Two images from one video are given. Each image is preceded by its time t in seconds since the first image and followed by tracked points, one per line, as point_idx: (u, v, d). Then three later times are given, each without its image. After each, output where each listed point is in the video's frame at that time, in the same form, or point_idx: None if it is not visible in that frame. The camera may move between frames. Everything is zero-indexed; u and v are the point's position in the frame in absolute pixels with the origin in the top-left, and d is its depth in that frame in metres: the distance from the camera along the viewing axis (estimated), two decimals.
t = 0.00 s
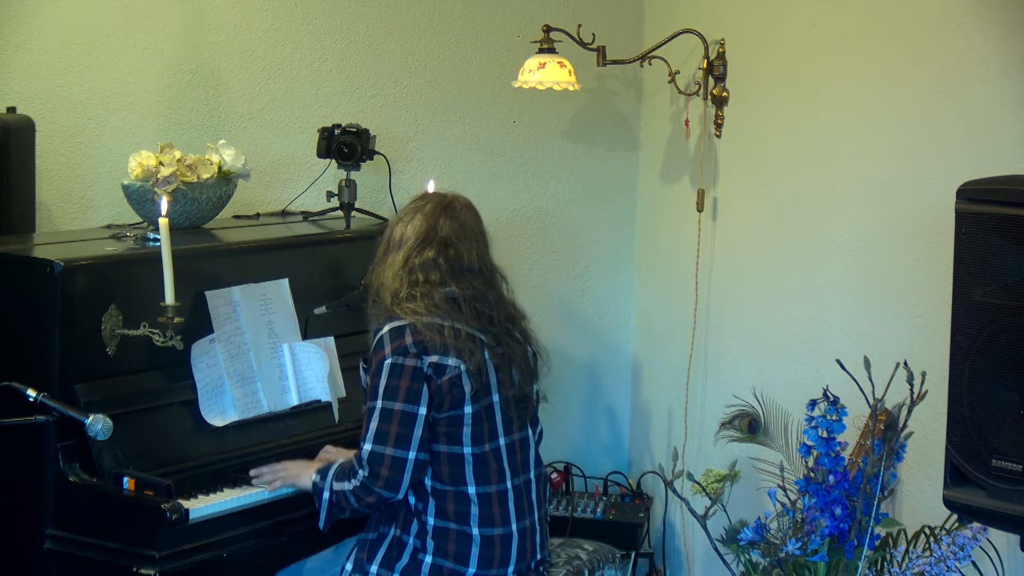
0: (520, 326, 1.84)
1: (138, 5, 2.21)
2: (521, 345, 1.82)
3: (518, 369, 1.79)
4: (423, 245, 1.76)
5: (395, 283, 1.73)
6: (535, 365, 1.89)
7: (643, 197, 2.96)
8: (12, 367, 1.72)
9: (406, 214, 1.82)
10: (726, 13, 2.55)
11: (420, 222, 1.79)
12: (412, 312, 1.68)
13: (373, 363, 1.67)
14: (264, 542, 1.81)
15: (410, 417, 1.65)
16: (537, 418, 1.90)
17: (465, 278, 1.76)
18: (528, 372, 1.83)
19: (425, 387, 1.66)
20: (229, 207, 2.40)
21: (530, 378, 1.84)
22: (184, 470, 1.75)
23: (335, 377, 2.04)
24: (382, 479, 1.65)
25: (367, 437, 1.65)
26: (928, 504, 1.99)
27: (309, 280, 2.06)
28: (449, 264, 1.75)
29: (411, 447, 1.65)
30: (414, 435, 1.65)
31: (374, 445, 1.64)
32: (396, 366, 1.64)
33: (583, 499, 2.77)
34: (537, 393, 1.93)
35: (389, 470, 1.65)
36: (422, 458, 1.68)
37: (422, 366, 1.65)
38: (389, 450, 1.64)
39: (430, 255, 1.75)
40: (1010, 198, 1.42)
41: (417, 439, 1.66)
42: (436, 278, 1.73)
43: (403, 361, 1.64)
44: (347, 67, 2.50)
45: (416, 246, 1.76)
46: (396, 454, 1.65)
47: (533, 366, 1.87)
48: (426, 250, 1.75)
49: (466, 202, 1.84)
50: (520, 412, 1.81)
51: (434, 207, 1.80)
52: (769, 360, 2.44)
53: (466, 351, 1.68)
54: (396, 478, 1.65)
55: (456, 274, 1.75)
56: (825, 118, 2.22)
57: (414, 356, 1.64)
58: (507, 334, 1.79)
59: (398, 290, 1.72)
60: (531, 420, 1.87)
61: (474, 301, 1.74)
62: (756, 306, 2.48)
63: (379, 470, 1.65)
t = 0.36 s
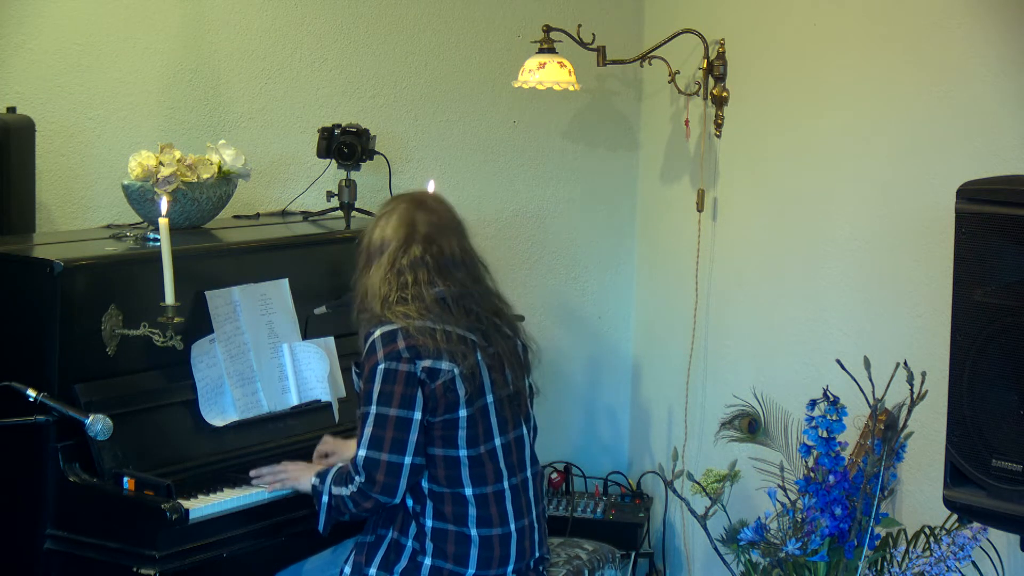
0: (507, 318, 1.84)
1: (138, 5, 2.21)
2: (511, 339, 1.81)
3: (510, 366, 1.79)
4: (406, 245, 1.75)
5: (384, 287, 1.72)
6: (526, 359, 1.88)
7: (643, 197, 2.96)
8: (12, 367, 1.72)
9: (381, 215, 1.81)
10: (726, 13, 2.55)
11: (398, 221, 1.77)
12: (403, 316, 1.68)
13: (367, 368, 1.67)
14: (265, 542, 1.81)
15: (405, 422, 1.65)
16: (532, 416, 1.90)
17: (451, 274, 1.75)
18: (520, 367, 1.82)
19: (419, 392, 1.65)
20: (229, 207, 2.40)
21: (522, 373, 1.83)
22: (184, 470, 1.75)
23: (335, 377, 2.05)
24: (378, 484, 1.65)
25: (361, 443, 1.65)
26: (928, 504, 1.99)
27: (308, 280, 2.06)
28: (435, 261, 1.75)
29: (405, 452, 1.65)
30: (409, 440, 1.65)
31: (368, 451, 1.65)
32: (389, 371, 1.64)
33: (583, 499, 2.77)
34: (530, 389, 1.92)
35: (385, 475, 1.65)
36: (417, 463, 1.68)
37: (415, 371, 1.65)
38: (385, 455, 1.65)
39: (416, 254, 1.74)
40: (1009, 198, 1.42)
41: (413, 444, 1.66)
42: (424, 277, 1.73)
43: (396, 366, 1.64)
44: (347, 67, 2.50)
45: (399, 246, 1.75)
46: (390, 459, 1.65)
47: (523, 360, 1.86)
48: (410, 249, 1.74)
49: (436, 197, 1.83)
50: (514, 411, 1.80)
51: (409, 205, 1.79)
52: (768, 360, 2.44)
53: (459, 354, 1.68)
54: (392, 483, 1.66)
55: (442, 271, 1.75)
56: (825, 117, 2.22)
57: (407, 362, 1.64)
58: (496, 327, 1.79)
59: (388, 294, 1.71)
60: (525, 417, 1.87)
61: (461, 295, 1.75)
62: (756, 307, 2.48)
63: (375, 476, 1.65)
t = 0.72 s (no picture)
0: (512, 314, 1.84)
1: (138, 5, 2.21)
2: (517, 337, 1.82)
3: (517, 369, 1.79)
4: (401, 250, 1.76)
5: (391, 297, 1.72)
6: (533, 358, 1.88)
7: (644, 197, 2.96)
8: (12, 367, 1.72)
9: (363, 232, 1.80)
10: (726, 13, 2.54)
11: (383, 228, 1.78)
12: (415, 325, 1.67)
13: (375, 376, 1.66)
14: (264, 542, 1.81)
15: (409, 433, 1.64)
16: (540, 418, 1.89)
17: (451, 270, 1.77)
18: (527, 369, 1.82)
19: (427, 403, 1.65)
20: (229, 207, 2.40)
21: (529, 374, 1.83)
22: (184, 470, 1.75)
23: (335, 377, 2.05)
24: (376, 493, 1.65)
25: (364, 450, 1.66)
26: (928, 504, 1.99)
27: (308, 280, 2.06)
28: (434, 259, 1.77)
29: (408, 462, 1.65)
30: (413, 450, 1.65)
31: (371, 459, 1.65)
32: (398, 382, 1.63)
33: (583, 499, 2.77)
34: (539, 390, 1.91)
35: (384, 485, 1.65)
36: (421, 473, 1.67)
37: (425, 382, 1.64)
38: (386, 464, 1.65)
39: (415, 256, 1.75)
40: (1009, 198, 1.42)
41: (415, 455, 1.66)
42: (428, 278, 1.74)
43: (405, 377, 1.63)
44: (347, 67, 2.50)
45: (396, 252, 1.76)
46: (392, 469, 1.65)
47: (531, 361, 1.86)
48: (407, 252, 1.76)
49: (412, 202, 1.85)
50: (524, 416, 1.80)
51: (388, 214, 1.80)
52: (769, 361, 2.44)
53: (469, 363, 1.67)
54: (390, 492, 1.65)
55: (443, 269, 1.77)
56: (825, 117, 2.22)
57: (416, 372, 1.64)
58: (501, 323, 1.79)
59: (395, 304, 1.72)
60: (534, 420, 1.86)
61: (467, 293, 1.76)
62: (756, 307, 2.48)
63: (374, 484, 1.65)
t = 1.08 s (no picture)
0: (537, 322, 1.83)
1: (138, 5, 2.21)
2: (540, 344, 1.82)
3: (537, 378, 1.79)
4: (429, 247, 1.75)
5: (415, 294, 1.72)
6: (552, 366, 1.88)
7: (644, 197, 2.96)
8: (12, 367, 1.72)
9: (397, 225, 1.80)
10: (726, 13, 2.54)
11: (415, 227, 1.77)
12: (438, 326, 1.67)
13: (392, 373, 1.66)
14: (265, 543, 1.80)
15: (420, 435, 1.64)
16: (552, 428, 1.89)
17: (479, 274, 1.76)
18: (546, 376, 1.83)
19: (442, 406, 1.65)
20: (229, 207, 2.40)
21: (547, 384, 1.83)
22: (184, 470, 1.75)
23: (335, 377, 2.04)
24: (380, 487, 1.66)
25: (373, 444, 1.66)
26: (928, 504, 1.99)
27: (308, 280, 2.06)
28: (461, 262, 1.76)
29: (415, 462, 1.65)
30: (421, 450, 1.65)
31: (377, 453, 1.65)
32: (415, 382, 1.63)
33: (583, 499, 2.77)
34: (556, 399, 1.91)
35: (389, 480, 1.65)
36: (426, 473, 1.68)
37: (443, 386, 1.64)
38: (393, 461, 1.65)
39: (442, 256, 1.74)
40: (1009, 198, 1.42)
41: (422, 455, 1.65)
42: (454, 280, 1.73)
43: (423, 378, 1.63)
44: (347, 67, 2.50)
45: (424, 250, 1.75)
46: (397, 466, 1.65)
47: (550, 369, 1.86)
48: (435, 250, 1.75)
49: (450, 199, 1.84)
50: (540, 426, 1.80)
51: (424, 210, 1.79)
52: (769, 361, 2.44)
53: (489, 370, 1.67)
54: (394, 487, 1.66)
55: (470, 272, 1.76)
56: (825, 117, 2.22)
57: (434, 375, 1.64)
58: (525, 330, 1.79)
59: (419, 301, 1.71)
60: (548, 429, 1.87)
61: (493, 297, 1.74)
62: (757, 307, 2.48)
63: (378, 478, 1.66)
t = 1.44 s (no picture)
0: (533, 324, 1.83)
1: (137, 5, 2.21)
2: (533, 347, 1.81)
3: (528, 376, 1.78)
4: (440, 239, 1.75)
5: (414, 280, 1.72)
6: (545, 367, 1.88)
7: (644, 197, 2.96)
8: (12, 367, 1.72)
9: (418, 213, 1.81)
10: (726, 13, 2.54)
11: (433, 217, 1.78)
12: (429, 314, 1.67)
13: (382, 362, 1.67)
14: (263, 543, 1.81)
15: (411, 422, 1.64)
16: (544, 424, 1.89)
17: (482, 272, 1.75)
18: (539, 375, 1.82)
19: (430, 393, 1.65)
20: (229, 208, 2.40)
21: (540, 382, 1.83)
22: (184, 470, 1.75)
23: (335, 377, 2.04)
24: (376, 478, 1.65)
25: (366, 435, 1.66)
26: (928, 504, 1.99)
27: (308, 280, 2.06)
28: (468, 259, 1.74)
29: (408, 450, 1.65)
30: (414, 438, 1.65)
31: (371, 444, 1.65)
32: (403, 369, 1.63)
33: (583, 499, 2.77)
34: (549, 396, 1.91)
35: (384, 471, 1.65)
36: (420, 462, 1.68)
37: (430, 373, 1.64)
38: (387, 450, 1.65)
39: (449, 250, 1.73)
40: (1009, 198, 1.42)
41: (415, 443, 1.65)
42: (455, 274, 1.72)
43: (411, 365, 1.63)
44: (347, 67, 2.50)
45: (433, 241, 1.75)
46: (392, 456, 1.65)
47: (543, 370, 1.85)
48: (443, 245, 1.74)
49: (478, 195, 1.82)
50: (529, 420, 1.80)
51: (447, 201, 1.79)
52: (769, 361, 2.44)
53: (477, 360, 1.66)
54: (390, 478, 1.66)
55: (473, 270, 1.74)
56: (825, 117, 2.22)
57: (422, 362, 1.64)
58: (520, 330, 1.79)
59: (418, 287, 1.72)
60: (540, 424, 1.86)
61: (489, 297, 1.73)
62: (757, 307, 2.48)
63: (373, 470, 1.65)
